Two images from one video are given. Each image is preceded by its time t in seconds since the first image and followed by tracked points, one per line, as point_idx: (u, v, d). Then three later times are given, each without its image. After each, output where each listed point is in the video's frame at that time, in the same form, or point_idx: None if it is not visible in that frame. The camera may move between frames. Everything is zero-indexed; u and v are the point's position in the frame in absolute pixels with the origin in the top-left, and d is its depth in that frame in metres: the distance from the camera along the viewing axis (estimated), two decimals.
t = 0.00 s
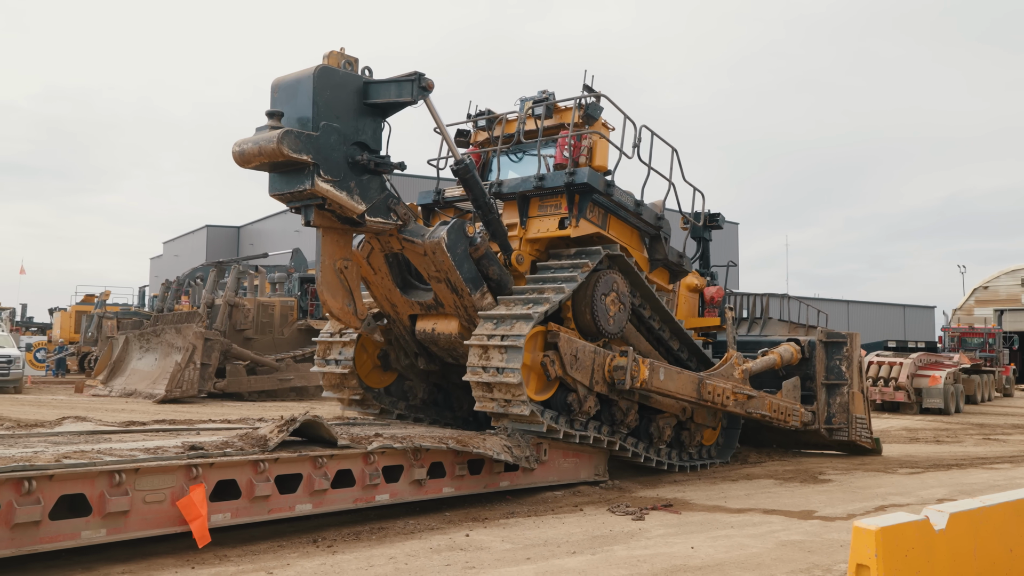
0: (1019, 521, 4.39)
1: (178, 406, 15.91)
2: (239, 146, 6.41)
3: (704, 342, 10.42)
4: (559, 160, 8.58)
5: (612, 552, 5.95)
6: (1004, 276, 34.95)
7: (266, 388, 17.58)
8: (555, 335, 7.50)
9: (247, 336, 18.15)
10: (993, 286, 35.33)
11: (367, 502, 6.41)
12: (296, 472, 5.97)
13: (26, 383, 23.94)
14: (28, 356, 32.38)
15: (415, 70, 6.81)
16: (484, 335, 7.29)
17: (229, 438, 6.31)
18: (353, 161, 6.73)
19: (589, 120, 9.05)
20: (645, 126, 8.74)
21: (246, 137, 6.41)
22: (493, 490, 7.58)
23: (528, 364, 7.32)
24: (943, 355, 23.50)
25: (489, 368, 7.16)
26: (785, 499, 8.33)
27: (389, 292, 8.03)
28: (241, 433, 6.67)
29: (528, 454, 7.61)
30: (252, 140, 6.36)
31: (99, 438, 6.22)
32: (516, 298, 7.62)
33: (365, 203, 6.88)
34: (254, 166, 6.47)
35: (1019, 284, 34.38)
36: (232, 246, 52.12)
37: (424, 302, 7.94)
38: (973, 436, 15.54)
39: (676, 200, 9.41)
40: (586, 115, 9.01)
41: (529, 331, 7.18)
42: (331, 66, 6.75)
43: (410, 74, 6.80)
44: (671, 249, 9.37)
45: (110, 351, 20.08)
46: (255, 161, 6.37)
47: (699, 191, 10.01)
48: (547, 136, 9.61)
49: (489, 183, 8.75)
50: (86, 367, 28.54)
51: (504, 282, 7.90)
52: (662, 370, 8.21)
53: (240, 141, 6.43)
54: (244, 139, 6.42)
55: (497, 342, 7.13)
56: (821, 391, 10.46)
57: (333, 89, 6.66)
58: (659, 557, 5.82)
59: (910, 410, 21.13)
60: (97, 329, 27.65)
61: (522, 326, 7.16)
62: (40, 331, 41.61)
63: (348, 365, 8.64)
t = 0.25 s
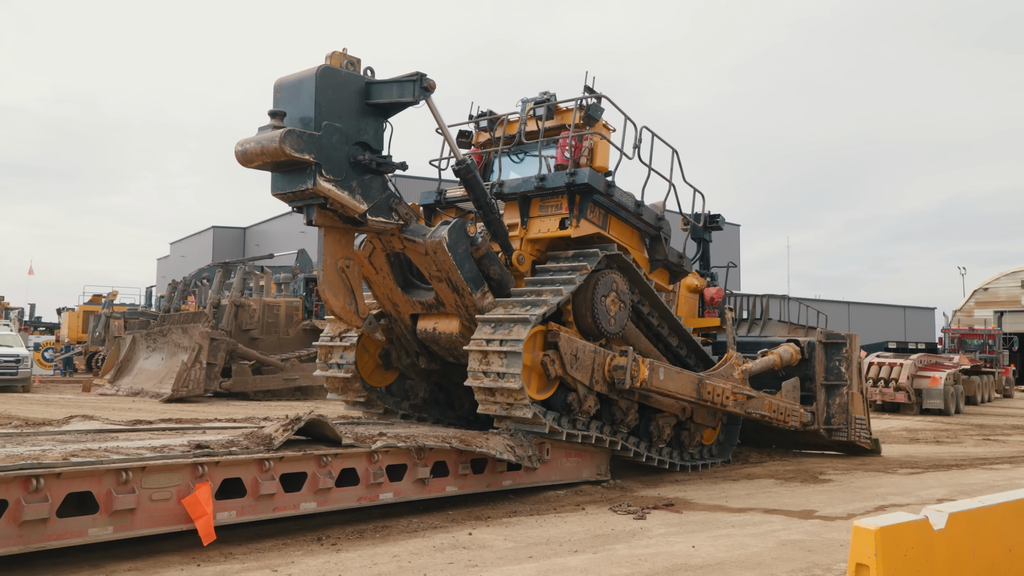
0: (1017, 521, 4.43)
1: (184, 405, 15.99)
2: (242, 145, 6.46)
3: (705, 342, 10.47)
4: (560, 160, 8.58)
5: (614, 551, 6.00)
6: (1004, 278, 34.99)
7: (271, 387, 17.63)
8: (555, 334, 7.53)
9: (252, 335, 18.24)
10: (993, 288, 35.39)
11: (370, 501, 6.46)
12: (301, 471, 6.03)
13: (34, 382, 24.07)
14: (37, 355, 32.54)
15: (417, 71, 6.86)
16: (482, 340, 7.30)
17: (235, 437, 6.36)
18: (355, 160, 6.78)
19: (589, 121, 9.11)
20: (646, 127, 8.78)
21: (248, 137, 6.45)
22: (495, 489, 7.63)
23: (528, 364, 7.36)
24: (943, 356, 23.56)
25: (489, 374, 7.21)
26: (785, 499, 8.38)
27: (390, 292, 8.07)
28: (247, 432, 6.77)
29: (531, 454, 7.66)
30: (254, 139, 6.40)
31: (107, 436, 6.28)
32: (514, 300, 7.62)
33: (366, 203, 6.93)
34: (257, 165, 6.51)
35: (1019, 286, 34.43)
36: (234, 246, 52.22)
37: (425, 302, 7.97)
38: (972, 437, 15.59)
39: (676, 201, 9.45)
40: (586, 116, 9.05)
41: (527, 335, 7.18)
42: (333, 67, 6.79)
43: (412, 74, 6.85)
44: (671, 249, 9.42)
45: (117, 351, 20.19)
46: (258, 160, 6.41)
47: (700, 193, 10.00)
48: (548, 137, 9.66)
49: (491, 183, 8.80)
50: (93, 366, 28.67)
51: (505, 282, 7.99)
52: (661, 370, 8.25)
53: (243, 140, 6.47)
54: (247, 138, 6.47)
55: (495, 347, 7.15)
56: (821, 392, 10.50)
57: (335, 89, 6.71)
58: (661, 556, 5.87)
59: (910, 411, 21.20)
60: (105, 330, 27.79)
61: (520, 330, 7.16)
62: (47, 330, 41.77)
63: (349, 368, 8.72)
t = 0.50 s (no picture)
0: (1011, 521, 4.48)
1: (185, 405, 16.02)
2: (239, 144, 6.48)
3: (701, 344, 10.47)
4: (556, 161, 8.67)
5: (611, 550, 6.04)
6: (999, 280, 35.13)
7: (271, 387, 17.65)
8: (551, 333, 7.51)
9: (253, 336, 18.26)
10: (988, 289, 35.53)
11: (370, 501, 6.50)
12: (301, 470, 6.06)
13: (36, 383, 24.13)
14: (39, 356, 32.58)
15: (414, 71, 6.89)
16: (477, 345, 7.29)
17: (235, 437, 6.40)
18: (352, 160, 6.81)
19: (585, 122, 9.13)
20: (642, 128, 8.80)
21: (245, 136, 6.48)
22: (494, 489, 7.67)
23: (524, 363, 7.37)
24: (939, 357, 23.66)
25: (486, 379, 7.21)
26: (782, 499, 8.43)
27: (386, 292, 8.08)
28: (247, 432, 6.79)
29: (529, 454, 7.71)
30: (251, 138, 6.43)
31: (108, 435, 6.31)
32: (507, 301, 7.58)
33: (363, 202, 6.96)
34: (254, 164, 6.54)
35: (1014, 287, 34.56)
36: (232, 246, 52.23)
37: (421, 301, 8.00)
38: (967, 437, 15.66)
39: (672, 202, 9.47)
40: (582, 117, 9.08)
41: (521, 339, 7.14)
42: (331, 66, 6.83)
43: (409, 74, 6.88)
44: (667, 250, 9.47)
45: (118, 351, 20.24)
46: (255, 159, 6.44)
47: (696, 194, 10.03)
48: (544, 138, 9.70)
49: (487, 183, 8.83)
50: (94, 366, 28.70)
51: (501, 281, 7.99)
52: (657, 370, 8.31)
53: (240, 139, 6.50)
54: (244, 137, 6.50)
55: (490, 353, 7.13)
56: (816, 393, 10.55)
57: (332, 89, 6.74)
58: (658, 555, 5.91)
59: (906, 411, 21.30)
60: (106, 329, 27.84)
61: (514, 335, 7.12)
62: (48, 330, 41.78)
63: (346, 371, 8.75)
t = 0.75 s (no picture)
0: (1008, 521, 4.53)
1: (188, 405, 16.06)
2: (238, 143, 6.51)
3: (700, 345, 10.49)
4: (554, 162, 8.73)
5: (611, 550, 6.08)
6: (996, 280, 35.23)
7: (273, 387, 17.68)
8: (549, 333, 7.56)
9: (255, 337, 18.29)
10: (985, 290, 35.64)
11: (371, 500, 6.54)
12: (303, 470, 6.10)
13: (39, 383, 24.21)
14: (42, 356, 32.66)
15: (412, 70, 6.92)
16: (473, 352, 7.28)
17: (238, 437, 6.43)
18: (351, 159, 6.84)
19: (584, 123, 9.20)
20: (641, 129, 8.84)
21: (244, 135, 6.50)
22: (494, 489, 7.72)
23: (522, 362, 7.40)
24: (936, 358, 23.74)
25: (485, 386, 7.24)
26: (780, 499, 8.47)
27: (385, 291, 8.11)
28: (249, 432, 6.81)
29: (530, 453, 7.76)
30: (250, 136, 6.46)
31: (112, 436, 6.34)
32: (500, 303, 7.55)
33: (361, 201, 6.98)
34: (253, 163, 6.57)
35: (1011, 288, 34.66)
36: (232, 246, 52.27)
37: (419, 300, 8.03)
38: (965, 437, 15.72)
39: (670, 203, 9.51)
40: (581, 119, 9.16)
41: (517, 345, 7.14)
42: (330, 66, 6.86)
43: (408, 74, 6.92)
44: (665, 251, 9.54)
45: (122, 352, 20.32)
46: (254, 157, 6.46)
47: (693, 194, 10.19)
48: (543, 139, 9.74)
49: (486, 183, 8.91)
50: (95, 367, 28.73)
51: (499, 281, 8.02)
52: (654, 370, 8.35)
53: (240, 138, 6.53)
54: (243, 136, 6.52)
55: (486, 361, 7.13)
56: (812, 393, 10.59)
57: (332, 88, 6.77)
58: (658, 554, 5.96)
59: (903, 412, 21.38)
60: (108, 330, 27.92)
61: (509, 341, 7.11)
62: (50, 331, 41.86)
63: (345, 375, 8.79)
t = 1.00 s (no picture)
0: (1012, 521, 4.54)
1: (194, 406, 16.11)
2: (241, 140, 6.50)
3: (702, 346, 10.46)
4: (556, 162, 8.75)
5: (616, 550, 6.10)
6: (999, 281, 35.21)
7: (279, 388, 17.71)
8: (550, 333, 7.59)
9: (261, 339, 18.31)
10: (989, 291, 35.61)
11: (377, 500, 6.57)
12: (308, 470, 6.13)
13: (47, 384, 24.33)
14: (50, 357, 32.81)
15: (415, 70, 6.96)
16: (474, 357, 7.28)
17: (244, 438, 6.47)
18: (353, 157, 6.87)
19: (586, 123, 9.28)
20: (643, 129, 8.87)
21: (247, 132, 6.50)
22: (499, 489, 7.74)
23: (523, 360, 7.42)
24: (940, 359, 23.73)
25: (489, 392, 7.26)
26: (784, 499, 8.48)
27: (387, 289, 8.16)
28: (255, 433, 6.82)
29: (534, 454, 7.79)
30: (252, 134, 6.45)
31: (119, 436, 6.37)
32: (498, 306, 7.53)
33: (364, 199, 6.97)
34: (255, 160, 6.57)
35: (1014, 289, 34.63)
36: (236, 248, 52.41)
37: (421, 299, 8.08)
38: (968, 438, 15.72)
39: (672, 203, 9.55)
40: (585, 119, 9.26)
41: (517, 351, 7.14)
42: (332, 64, 6.89)
43: (410, 73, 6.96)
44: (666, 251, 9.54)
45: (128, 353, 20.41)
46: (256, 154, 6.46)
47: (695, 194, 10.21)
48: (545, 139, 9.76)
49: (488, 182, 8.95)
50: (102, 367, 28.85)
51: (500, 280, 8.02)
52: (655, 370, 8.33)
53: (242, 135, 6.52)
54: (245, 133, 6.52)
55: (488, 368, 7.13)
56: (814, 393, 10.60)
57: (334, 86, 6.79)
58: (662, 554, 5.98)
59: (907, 412, 21.38)
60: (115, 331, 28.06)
61: (509, 348, 7.10)
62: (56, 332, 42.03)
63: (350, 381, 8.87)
